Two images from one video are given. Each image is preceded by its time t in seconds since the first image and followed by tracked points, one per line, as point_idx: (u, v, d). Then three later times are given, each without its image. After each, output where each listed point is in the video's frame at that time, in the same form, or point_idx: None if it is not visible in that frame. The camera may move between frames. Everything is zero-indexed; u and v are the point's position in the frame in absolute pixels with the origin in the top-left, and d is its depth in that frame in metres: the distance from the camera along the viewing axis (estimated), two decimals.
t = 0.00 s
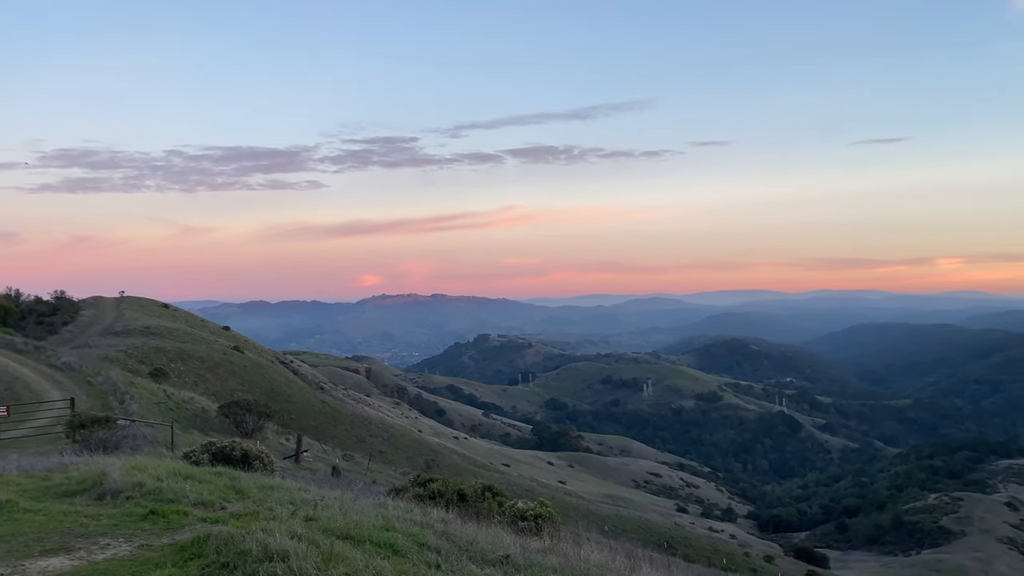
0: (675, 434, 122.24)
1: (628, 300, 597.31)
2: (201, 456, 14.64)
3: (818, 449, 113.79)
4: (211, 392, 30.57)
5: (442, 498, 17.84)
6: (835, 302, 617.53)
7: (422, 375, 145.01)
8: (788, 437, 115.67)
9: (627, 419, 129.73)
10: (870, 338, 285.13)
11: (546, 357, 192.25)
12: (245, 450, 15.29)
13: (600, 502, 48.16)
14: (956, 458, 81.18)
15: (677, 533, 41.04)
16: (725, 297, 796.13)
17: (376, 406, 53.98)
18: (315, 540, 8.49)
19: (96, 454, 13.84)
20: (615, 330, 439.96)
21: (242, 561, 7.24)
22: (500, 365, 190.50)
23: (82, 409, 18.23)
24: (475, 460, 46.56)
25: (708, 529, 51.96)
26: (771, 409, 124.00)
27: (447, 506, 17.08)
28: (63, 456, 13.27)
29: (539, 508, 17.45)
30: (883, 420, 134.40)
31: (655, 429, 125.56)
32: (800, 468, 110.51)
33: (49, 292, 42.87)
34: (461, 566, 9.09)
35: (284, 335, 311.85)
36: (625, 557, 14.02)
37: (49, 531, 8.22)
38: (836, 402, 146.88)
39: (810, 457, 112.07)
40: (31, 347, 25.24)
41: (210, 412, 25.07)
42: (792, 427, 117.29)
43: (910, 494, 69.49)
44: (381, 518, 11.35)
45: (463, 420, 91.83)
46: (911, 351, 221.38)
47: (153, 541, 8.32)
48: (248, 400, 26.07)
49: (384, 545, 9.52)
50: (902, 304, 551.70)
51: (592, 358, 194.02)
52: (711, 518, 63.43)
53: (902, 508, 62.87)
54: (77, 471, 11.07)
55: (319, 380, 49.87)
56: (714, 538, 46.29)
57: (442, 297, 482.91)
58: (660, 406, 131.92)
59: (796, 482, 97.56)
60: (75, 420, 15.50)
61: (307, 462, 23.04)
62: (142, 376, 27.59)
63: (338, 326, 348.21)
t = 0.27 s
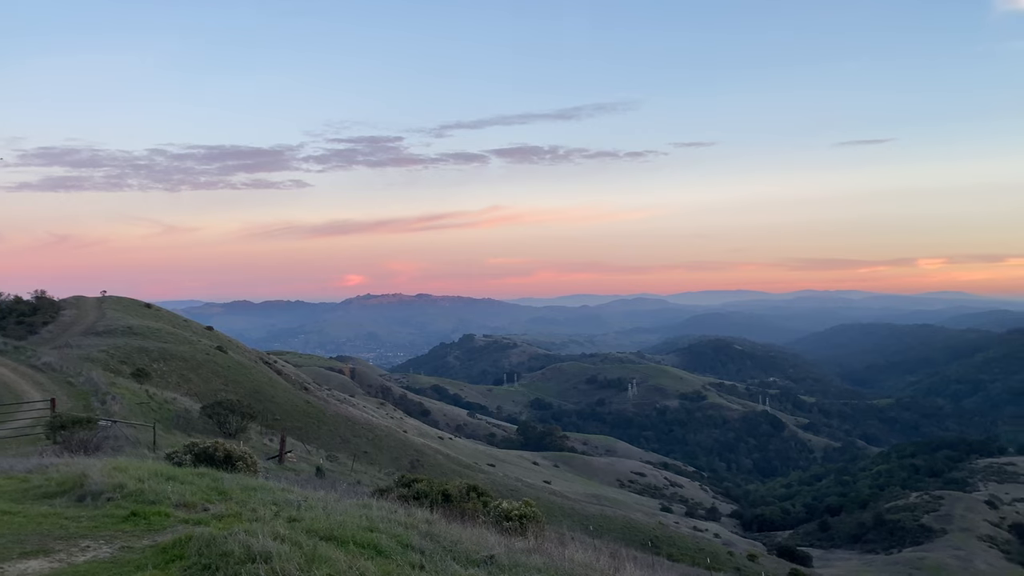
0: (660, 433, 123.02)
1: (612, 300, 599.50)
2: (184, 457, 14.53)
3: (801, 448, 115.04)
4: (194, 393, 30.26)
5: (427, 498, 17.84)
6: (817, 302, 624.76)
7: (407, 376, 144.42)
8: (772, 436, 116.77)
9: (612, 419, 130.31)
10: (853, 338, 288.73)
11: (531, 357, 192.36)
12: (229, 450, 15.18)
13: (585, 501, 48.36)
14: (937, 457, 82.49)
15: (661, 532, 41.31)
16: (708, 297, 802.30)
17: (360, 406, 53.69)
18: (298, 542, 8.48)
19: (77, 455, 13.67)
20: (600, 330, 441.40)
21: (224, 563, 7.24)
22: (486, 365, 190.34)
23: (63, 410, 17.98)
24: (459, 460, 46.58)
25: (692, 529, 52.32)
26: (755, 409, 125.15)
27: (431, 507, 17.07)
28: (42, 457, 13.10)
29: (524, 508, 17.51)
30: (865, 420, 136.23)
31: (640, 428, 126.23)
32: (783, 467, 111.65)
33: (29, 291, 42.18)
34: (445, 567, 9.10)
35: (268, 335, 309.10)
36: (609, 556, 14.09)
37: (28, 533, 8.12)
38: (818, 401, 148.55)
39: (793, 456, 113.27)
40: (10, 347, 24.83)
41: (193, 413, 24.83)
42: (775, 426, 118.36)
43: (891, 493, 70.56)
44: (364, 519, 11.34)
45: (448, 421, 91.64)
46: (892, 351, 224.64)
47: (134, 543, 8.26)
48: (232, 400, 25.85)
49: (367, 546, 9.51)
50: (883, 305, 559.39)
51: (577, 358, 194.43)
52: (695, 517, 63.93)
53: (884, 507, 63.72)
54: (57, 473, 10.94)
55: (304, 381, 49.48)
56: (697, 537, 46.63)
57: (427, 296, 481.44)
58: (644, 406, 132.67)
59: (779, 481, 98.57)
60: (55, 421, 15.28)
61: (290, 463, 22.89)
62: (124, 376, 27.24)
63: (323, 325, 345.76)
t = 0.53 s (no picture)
0: (644, 433, 123.76)
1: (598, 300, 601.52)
2: (166, 458, 14.39)
3: (784, 447, 116.26)
4: (176, 393, 29.96)
5: (411, 498, 17.83)
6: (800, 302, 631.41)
7: (392, 376, 143.86)
8: (755, 435, 117.84)
9: (597, 419, 130.78)
10: (835, 338, 292.20)
11: (516, 357, 192.39)
12: (212, 451, 15.07)
13: (570, 501, 48.54)
14: (919, 455, 83.71)
15: (646, 532, 41.58)
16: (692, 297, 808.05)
17: (345, 407, 53.40)
18: (281, 543, 8.45)
19: (57, 457, 13.50)
20: (585, 330, 442.68)
21: (205, 564, 7.22)
22: (471, 365, 190.10)
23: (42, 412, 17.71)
24: (444, 460, 46.52)
25: (676, 528, 52.70)
26: (739, 408, 126.27)
27: (416, 507, 17.07)
28: (21, 459, 12.92)
29: (509, 508, 17.56)
30: (848, 419, 137.92)
31: (625, 428, 126.78)
32: (766, 467, 112.76)
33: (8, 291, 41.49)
34: (430, 568, 9.10)
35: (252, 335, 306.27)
36: (592, 556, 14.19)
37: (6, 535, 8.02)
38: (801, 401, 150.22)
39: (776, 455, 114.46)
40: None
41: (175, 413, 24.58)
42: (758, 426, 119.48)
43: (874, 492, 71.52)
44: (348, 520, 11.33)
45: (432, 421, 91.43)
46: (874, 351, 227.73)
47: (115, 544, 8.19)
48: (215, 401, 25.62)
49: (351, 547, 9.51)
50: (864, 305, 566.76)
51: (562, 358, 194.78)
52: (679, 517, 64.38)
53: (867, 506, 64.58)
54: (36, 475, 10.81)
55: (288, 381, 49.13)
56: (682, 536, 46.99)
57: (412, 296, 479.96)
58: (629, 406, 133.36)
59: (763, 480, 99.51)
60: (35, 422, 15.07)
61: (274, 463, 22.75)
62: (105, 377, 26.92)
63: (307, 325, 343.22)
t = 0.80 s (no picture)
0: (629, 433, 124.33)
1: (582, 300, 603.13)
2: (148, 460, 14.26)
3: (766, 446, 117.37)
4: (158, 394, 29.62)
5: (395, 499, 17.82)
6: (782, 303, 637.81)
7: (376, 377, 142.93)
8: (739, 435, 118.93)
9: (581, 419, 131.17)
10: (818, 338, 295.51)
11: (501, 358, 192.32)
12: (194, 452, 14.93)
13: (554, 501, 48.65)
14: (900, 455, 84.93)
15: (630, 531, 41.86)
16: (676, 297, 813.07)
17: (328, 407, 53.07)
18: (264, 545, 8.43)
19: (36, 458, 13.33)
20: (570, 330, 443.61)
21: (188, 565, 7.19)
22: (456, 365, 189.78)
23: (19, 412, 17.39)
24: (429, 461, 46.42)
25: (659, 527, 53.06)
26: (722, 408, 127.37)
27: (400, 508, 17.08)
28: None
29: (493, 509, 17.61)
30: (830, 419, 139.56)
31: (610, 428, 127.26)
32: (749, 466, 113.73)
33: None
34: (413, 568, 9.12)
35: (234, 335, 302.93)
36: (577, 556, 14.23)
37: None
38: (784, 400, 151.77)
39: (759, 455, 115.52)
40: None
41: (157, 414, 24.34)
42: (742, 425, 120.63)
43: (856, 491, 72.50)
44: (332, 521, 11.32)
45: (416, 421, 91.12)
46: (855, 351, 230.63)
47: (95, 547, 8.11)
48: (198, 401, 25.39)
49: (335, 548, 9.50)
50: (845, 305, 573.88)
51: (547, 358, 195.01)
52: (664, 516, 64.79)
53: (849, 504, 65.43)
54: (14, 477, 10.65)
55: (271, 381, 48.71)
56: (665, 535, 47.34)
57: (396, 297, 478.03)
58: (614, 406, 133.96)
59: (746, 480, 100.42)
60: (14, 423, 14.85)
61: (257, 464, 22.57)
62: (86, 378, 26.55)
63: (290, 326, 340.26)
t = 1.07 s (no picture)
0: (613, 433, 124.88)
1: (567, 300, 604.41)
2: (129, 461, 14.14)
3: (750, 446, 118.50)
4: (140, 395, 29.31)
5: (379, 500, 17.80)
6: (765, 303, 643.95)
7: (360, 377, 142.18)
8: (722, 434, 119.99)
9: (566, 419, 131.51)
10: (801, 338, 298.48)
11: (486, 358, 192.16)
12: (177, 454, 14.82)
13: (539, 501, 48.71)
14: (882, 454, 86.11)
15: (614, 531, 42.07)
16: (660, 297, 817.95)
17: (312, 408, 52.70)
18: (246, 546, 8.41)
19: (14, 460, 13.13)
20: (555, 330, 444.30)
21: (170, 567, 7.18)
22: (440, 366, 189.35)
23: None
24: (413, 461, 46.35)
25: (644, 527, 53.36)
26: (706, 408, 128.44)
27: (384, 508, 17.06)
28: None
29: (478, 509, 17.65)
30: (813, 418, 141.06)
31: (594, 428, 127.68)
32: (733, 465, 114.67)
33: None
34: (397, 569, 9.14)
35: (217, 336, 299.69)
36: (561, 556, 14.29)
37: None
38: (767, 400, 153.24)
39: (743, 454, 116.56)
40: None
41: (139, 415, 24.08)
42: (725, 425, 121.76)
43: (838, 489, 73.36)
44: (315, 522, 11.30)
45: (401, 422, 90.78)
46: (838, 351, 233.23)
47: (74, 549, 8.04)
48: (180, 402, 25.15)
49: (319, 549, 9.50)
50: (827, 305, 580.36)
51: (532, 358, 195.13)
52: (648, 515, 65.22)
53: (831, 503, 66.23)
54: None
55: (254, 382, 48.27)
56: (650, 535, 47.60)
57: (381, 297, 475.92)
58: (599, 406, 134.49)
59: (729, 479, 101.24)
60: None
61: (240, 465, 22.41)
62: (66, 379, 26.20)
63: (273, 326, 337.17)
